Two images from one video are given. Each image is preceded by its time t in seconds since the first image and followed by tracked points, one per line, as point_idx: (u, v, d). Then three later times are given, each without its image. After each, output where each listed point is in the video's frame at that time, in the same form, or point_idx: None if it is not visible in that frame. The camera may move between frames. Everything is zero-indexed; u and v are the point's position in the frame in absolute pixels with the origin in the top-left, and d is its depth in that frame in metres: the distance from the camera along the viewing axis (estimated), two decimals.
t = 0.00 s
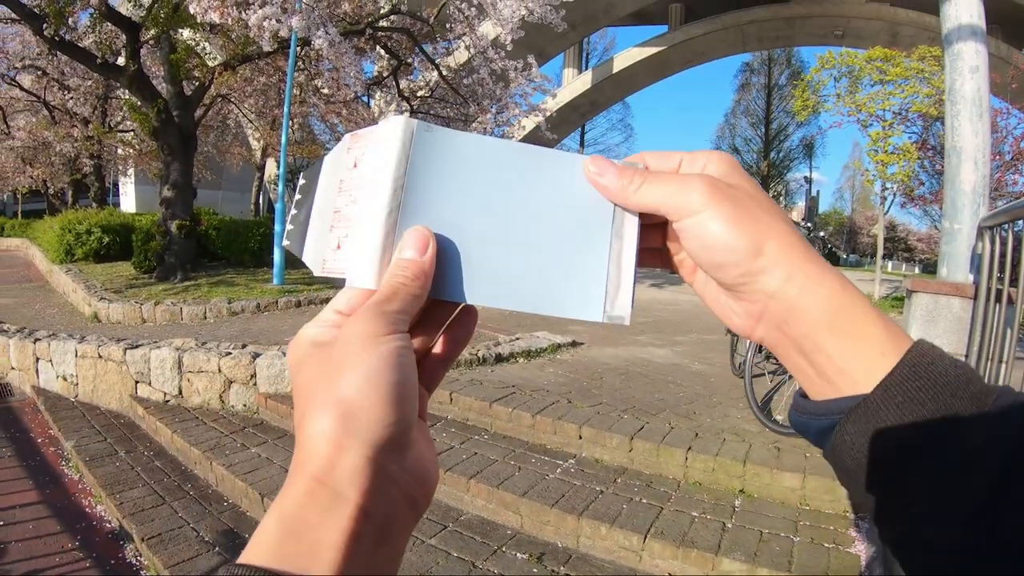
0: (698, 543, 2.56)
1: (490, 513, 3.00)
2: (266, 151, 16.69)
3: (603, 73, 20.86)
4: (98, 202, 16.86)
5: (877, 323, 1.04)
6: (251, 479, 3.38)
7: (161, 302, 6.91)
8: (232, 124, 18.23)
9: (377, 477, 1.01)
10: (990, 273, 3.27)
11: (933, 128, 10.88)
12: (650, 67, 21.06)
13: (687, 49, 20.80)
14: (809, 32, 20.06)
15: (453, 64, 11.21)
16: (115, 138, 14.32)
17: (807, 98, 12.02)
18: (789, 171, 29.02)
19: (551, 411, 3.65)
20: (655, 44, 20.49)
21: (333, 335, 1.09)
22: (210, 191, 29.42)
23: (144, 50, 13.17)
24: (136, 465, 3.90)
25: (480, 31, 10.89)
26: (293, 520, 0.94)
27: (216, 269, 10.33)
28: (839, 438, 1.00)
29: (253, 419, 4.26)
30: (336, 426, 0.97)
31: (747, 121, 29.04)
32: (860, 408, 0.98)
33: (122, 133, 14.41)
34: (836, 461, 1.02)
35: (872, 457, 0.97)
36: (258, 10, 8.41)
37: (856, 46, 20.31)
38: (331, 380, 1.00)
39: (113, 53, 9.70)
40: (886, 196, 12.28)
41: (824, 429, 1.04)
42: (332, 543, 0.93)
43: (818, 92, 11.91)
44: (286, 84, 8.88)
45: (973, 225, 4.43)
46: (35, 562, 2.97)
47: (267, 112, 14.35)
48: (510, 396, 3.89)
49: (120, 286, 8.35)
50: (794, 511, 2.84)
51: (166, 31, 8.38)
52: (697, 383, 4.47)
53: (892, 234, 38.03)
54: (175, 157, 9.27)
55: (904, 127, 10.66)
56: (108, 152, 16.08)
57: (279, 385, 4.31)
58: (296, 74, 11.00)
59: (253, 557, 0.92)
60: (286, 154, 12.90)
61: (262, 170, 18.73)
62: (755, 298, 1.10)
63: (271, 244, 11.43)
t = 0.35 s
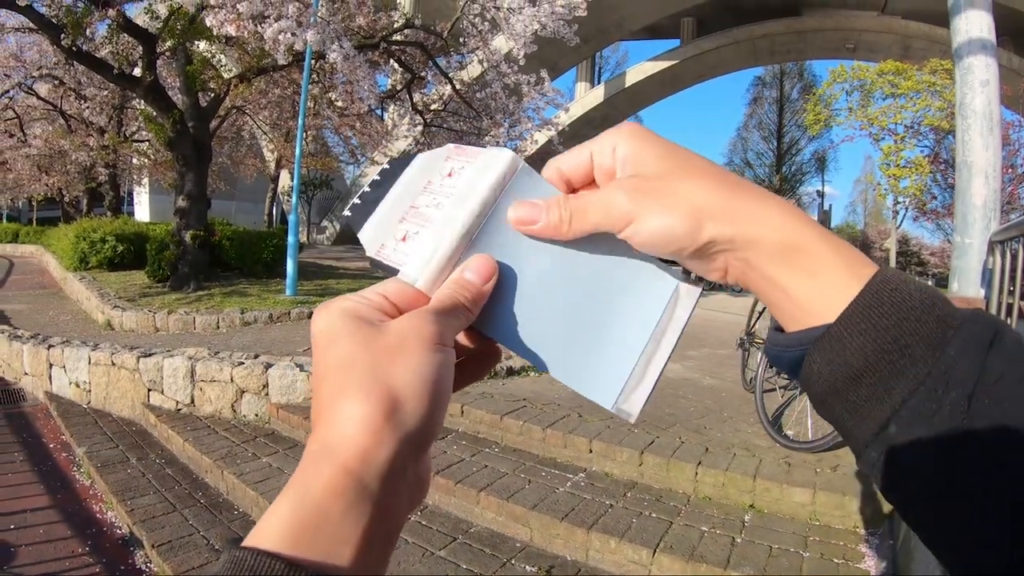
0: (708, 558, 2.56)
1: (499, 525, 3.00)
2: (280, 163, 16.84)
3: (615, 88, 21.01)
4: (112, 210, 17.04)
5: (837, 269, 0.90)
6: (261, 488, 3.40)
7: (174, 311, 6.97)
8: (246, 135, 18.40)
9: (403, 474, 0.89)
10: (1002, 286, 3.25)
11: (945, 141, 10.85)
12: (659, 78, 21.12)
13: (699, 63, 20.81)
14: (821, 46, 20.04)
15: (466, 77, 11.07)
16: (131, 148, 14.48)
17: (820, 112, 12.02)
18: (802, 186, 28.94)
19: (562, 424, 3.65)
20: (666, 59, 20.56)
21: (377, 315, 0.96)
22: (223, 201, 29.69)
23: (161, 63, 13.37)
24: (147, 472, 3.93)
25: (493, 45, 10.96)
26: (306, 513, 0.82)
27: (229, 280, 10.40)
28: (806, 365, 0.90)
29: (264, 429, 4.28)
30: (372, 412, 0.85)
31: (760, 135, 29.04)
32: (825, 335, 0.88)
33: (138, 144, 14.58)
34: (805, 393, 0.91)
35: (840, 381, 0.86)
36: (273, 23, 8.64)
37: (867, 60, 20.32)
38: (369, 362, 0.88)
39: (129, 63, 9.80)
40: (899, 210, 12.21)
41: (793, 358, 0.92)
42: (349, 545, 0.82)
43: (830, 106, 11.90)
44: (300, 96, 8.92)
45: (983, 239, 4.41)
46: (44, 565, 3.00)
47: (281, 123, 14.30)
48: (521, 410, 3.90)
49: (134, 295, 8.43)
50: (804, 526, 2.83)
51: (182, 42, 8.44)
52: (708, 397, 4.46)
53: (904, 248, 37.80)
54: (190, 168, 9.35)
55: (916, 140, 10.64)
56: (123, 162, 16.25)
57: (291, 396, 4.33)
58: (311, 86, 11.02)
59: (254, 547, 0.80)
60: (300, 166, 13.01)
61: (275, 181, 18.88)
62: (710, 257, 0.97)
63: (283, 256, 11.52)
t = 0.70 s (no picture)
0: (708, 566, 2.55)
1: (499, 536, 2.99)
2: (277, 173, 16.86)
3: (611, 98, 21.15)
4: (109, 220, 17.02)
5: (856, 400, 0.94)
6: (260, 499, 3.39)
7: (172, 322, 6.96)
8: (243, 146, 18.42)
9: (405, 493, 0.94)
10: (1000, 291, 3.28)
11: (941, 148, 10.90)
12: (656, 85, 21.21)
13: (695, 72, 20.91)
14: (817, 53, 20.14)
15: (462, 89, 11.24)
16: (128, 158, 14.48)
17: (815, 120, 12.06)
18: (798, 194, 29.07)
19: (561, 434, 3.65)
20: (663, 69, 20.64)
21: (394, 327, 1.00)
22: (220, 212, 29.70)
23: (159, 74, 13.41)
24: (145, 483, 3.92)
25: (489, 56, 11.01)
26: (308, 528, 0.86)
27: (227, 291, 10.39)
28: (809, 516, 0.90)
29: (263, 440, 4.27)
30: (381, 432, 0.89)
31: (756, 143, 29.13)
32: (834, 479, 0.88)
33: (135, 154, 14.58)
34: (807, 539, 0.91)
35: (851, 532, 0.86)
36: (271, 35, 8.62)
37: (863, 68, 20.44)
38: (381, 381, 0.92)
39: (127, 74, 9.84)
40: (895, 217, 12.23)
41: (792, 505, 0.94)
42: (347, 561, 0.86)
43: (826, 113, 11.93)
44: (298, 107, 8.94)
45: (981, 244, 4.42)
46: None
47: (279, 136, 14.46)
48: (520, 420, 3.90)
49: (132, 305, 8.42)
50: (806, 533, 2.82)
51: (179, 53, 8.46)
52: (707, 406, 4.46)
53: (902, 254, 37.92)
54: (188, 178, 9.35)
55: (912, 147, 10.68)
56: (120, 172, 16.25)
57: (289, 407, 4.32)
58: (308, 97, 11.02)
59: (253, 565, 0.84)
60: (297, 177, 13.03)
61: (273, 193, 18.91)
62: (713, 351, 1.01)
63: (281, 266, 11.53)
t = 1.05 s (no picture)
0: (696, 567, 2.54)
1: (486, 540, 2.97)
2: (265, 179, 16.85)
3: (599, 97, 21.24)
4: (98, 230, 16.95)
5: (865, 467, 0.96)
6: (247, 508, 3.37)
7: (160, 331, 6.93)
8: (231, 153, 18.39)
9: (383, 484, 0.93)
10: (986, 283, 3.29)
11: (926, 141, 10.95)
12: (644, 86, 21.28)
13: (683, 72, 21.01)
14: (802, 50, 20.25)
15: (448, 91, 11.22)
16: (115, 167, 14.44)
17: (801, 115, 12.11)
18: (788, 190, 29.21)
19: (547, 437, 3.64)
20: (649, 67, 20.74)
21: (406, 325, 1.02)
22: (210, 220, 29.63)
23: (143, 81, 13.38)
24: (133, 494, 3.89)
25: (473, 58, 11.06)
26: (282, 502, 0.86)
27: (215, 298, 10.36)
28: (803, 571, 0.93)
29: (250, 448, 4.25)
30: (364, 415, 0.90)
31: (742, 140, 29.21)
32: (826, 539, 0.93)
33: (122, 163, 14.54)
34: None
35: None
36: (253, 40, 8.64)
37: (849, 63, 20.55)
38: (374, 368, 0.93)
39: (109, 82, 9.83)
40: (882, 211, 12.27)
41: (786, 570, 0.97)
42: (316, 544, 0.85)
43: (811, 110, 11.97)
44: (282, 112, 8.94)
45: (965, 236, 4.40)
46: None
47: (265, 141, 14.43)
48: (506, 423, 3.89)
49: (119, 315, 8.39)
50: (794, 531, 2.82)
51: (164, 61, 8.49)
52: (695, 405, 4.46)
53: (892, 248, 38.12)
54: (174, 186, 9.34)
55: (898, 141, 10.72)
56: (108, 181, 16.20)
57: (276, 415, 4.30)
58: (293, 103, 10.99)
59: (224, 536, 0.84)
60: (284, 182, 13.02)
61: (261, 199, 18.88)
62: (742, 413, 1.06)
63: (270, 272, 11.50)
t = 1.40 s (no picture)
0: (695, 562, 2.55)
1: (485, 539, 2.97)
2: (259, 182, 16.81)
3: (591, 95, 21.29)
4: (91, 235, 16.88)
5: (859, 459, 0.97)
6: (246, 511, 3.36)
7: (155, 335, 6.91)
8: (224, 156, 18.32)
9: (374, 477, 1.00)
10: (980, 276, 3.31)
11: (919, 135, 10.99)
12: (637, 84, 21.30)
13: (675, 69, 21.03)
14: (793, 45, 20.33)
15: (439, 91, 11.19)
16: (107, 172, 14.38)
17: (793, 111, 12.13)
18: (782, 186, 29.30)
19: (545, 435, 3.64)
20: (641, 65, 20.77)
21: (367, 327, 1.08)
22: (204, 223, 29.53)
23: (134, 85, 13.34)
24: (131, 498, 3.88)
25: (466, 58, 11.07)
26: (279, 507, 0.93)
27: (210, 301, 10.33)
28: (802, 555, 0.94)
29: (249, 451, 4.25)
30: (343, 418, 0.97)
31: (734, 137, 29.29)
32: (834, 525, 0.92)
33: (114, 167, 14.48)
34: None
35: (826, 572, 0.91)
36: (244, 43, 8.62)
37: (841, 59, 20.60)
38: (347, 379, 1.00)
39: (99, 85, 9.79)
40: (876, 205, 12.32)
41: (789, 553, 0.98)
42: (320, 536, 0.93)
43: (803, 105, 11.99)
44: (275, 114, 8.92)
45: (959, 229, 4.43)
46: None
47: (257, 143, 14.38)
48: (504, 422, 3.88)
49: (114, 320, 8.36)
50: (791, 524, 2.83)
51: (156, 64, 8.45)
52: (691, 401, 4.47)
53: (886, 242, 38.30)
54: (167, 190, 9.31)
55: (890, 135, 10.75)
56: (100, 186, 16.14)
57: (273, 417, 4.30)
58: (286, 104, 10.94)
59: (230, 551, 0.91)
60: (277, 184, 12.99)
61: (255, 202, 18.83)
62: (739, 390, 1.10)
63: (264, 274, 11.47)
